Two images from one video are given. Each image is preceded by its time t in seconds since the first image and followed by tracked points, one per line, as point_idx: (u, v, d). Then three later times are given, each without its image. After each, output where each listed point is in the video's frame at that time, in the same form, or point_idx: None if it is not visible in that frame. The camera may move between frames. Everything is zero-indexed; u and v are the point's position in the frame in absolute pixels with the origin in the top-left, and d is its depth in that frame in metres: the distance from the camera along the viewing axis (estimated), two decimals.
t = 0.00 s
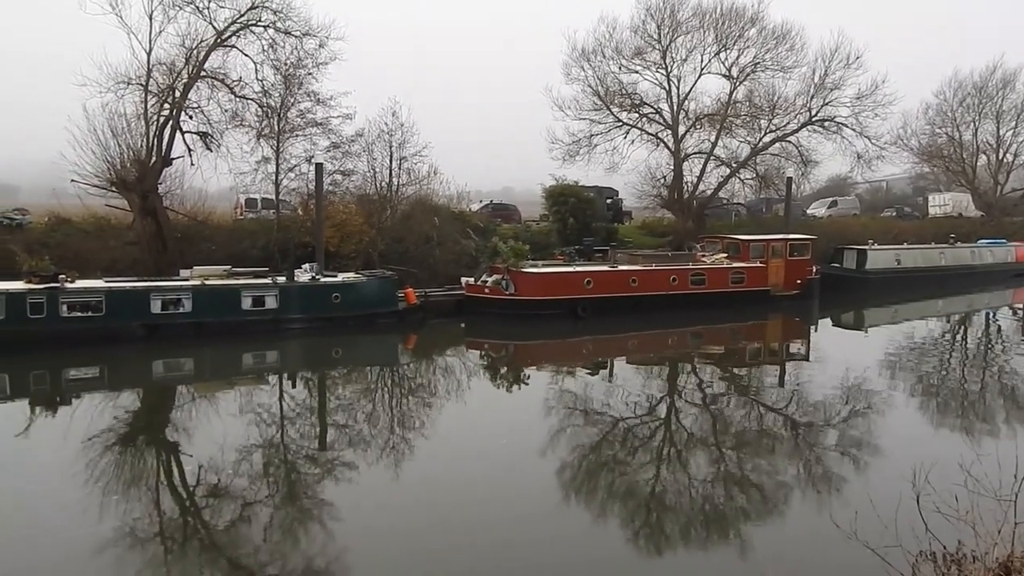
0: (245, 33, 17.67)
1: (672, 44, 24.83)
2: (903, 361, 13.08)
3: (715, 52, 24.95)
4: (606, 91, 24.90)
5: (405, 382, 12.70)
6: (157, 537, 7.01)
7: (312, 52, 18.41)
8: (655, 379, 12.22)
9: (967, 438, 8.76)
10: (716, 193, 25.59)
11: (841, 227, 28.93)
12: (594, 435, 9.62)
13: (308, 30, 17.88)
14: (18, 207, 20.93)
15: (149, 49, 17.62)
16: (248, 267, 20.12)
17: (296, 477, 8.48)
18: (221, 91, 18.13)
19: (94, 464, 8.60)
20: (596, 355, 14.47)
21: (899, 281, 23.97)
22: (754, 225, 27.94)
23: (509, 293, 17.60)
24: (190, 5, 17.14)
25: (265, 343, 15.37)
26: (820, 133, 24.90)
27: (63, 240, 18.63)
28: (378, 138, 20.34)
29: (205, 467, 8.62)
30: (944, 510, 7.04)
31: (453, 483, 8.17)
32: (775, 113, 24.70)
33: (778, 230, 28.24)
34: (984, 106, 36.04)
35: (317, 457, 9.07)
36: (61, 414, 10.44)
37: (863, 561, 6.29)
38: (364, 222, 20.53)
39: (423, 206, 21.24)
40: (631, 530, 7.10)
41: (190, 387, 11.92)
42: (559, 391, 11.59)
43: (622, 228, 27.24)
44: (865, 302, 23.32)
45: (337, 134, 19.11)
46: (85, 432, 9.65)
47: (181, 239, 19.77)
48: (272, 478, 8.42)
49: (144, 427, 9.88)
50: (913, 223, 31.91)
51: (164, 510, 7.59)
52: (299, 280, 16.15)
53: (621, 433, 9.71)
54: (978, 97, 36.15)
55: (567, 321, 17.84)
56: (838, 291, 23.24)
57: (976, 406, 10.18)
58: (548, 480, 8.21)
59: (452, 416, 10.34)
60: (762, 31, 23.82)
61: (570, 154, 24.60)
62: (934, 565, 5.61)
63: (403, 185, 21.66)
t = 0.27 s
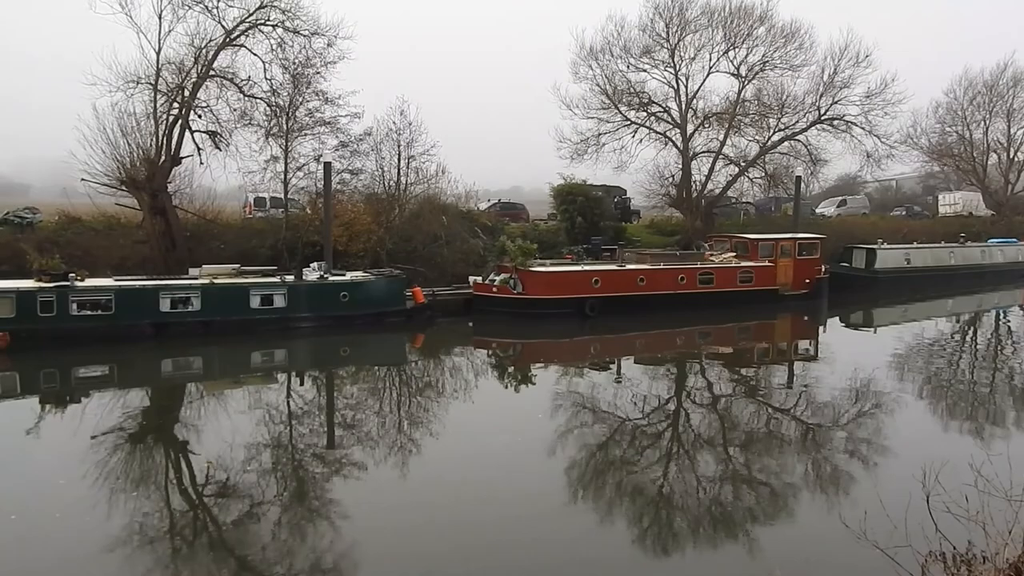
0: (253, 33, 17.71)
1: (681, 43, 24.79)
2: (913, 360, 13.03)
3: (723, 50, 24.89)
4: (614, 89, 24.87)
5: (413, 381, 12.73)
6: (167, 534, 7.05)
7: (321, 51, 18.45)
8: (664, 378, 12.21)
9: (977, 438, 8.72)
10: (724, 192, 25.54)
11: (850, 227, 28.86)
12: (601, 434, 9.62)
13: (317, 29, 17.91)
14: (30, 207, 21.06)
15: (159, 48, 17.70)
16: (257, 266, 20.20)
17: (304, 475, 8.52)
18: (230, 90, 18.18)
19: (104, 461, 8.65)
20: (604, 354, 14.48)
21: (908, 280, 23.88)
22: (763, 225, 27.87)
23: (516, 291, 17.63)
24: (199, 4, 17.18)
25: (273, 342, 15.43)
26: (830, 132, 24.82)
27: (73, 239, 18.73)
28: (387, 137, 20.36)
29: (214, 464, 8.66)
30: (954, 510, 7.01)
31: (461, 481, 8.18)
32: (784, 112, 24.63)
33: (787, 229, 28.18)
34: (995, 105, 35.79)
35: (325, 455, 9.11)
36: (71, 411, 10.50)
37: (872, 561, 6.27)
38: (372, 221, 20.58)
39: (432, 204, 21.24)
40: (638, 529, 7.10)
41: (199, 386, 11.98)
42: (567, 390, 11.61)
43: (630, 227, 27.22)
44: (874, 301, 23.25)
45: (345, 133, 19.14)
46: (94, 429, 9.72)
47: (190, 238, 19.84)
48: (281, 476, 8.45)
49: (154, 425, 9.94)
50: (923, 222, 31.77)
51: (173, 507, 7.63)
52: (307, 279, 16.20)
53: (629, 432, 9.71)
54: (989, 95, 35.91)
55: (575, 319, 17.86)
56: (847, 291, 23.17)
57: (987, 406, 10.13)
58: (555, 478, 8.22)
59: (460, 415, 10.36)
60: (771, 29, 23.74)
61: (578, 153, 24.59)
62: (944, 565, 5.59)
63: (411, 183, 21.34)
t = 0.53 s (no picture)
0: (261, 32, 17.75)
1: (689, 41, 24.74)
2: (924, 360, 12.98)
3: (732, 49, 24.83)
4: (622, 88, 24.83)
5: (421, 380, 12.75)
6: (176, 532, 7.08)
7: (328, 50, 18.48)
8: (673, 377, 12.20)
9: (987, 438, 8.69)
10: (733, 191, 25.48)
11: (859, 226, 28.76)
12: (609, 433, 9.62)
13: (325, 29, 17.94)
14: (40, 206, 21.18)
15: (167, 47, 17.75)
16: (266, 265, 20.26)
17: (312, 473, 8.54)
18: (238, 89, 18.23)
19: (114, 459, 8.69)
20: (612, 353, 14.47)
21: (917, 279, 23.78)
22: (771, 224, 27.80)
23: (524, 290, 17.61)
24: (207, 4, 17.22)
25: (281, 340, 15.47)
26: (838, 130, 24.73)
27: (82, 237, 18.81)
28: (394, 136, 20.38)
29: (223, 462, 8.69)
30: (964, 510, 6.99)
31: (468, 480, 8.19)
32: (792, 110, 24.56)
33: (795, 228, 28.11)
34: (1006, 103, 35.57)
35: (333, 453, 9.14)
36: (80, 410, 10.55)
37: (881, 561, 6.25)
38: (380, 220, 20.61)
39: (439, 203, 21.25)
40: (646, 528, 7.10)
41: (207, 384, 12.02)
42: (574, 389, 11.60)
43: (638, 226, 27.19)
44: (883, 301, 23.17)
45: (353, 133, 19.17)
46: (104, 427, 9.76)
47: (199, 237, 19.90)
48: (289, 474, 8.48)
49: (163, 423, 9.97)
50: (932, 221, 31.62)
51: (181, 506, 7.65)
52: (315, 278, 16.24)
53: (637, 431, 9.70)
54: (999, 93, 35.69)
55: (582, 318, 17.86)
56: (855, 290, 23.09)
57: (998, 406, 10.08)
58: (563, 477, 8.22)
59: (468, 414, 10.36)
60: (779, 27, 23.67)
61: (585, 152, 24.57)
62: (954, 565, 5.57)
63: (418, 182, 21.35)
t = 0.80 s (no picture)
0: (269, 32, 17.78)
1: (696, 40, 24.70)
2: (933, 360, 12.93)
3: (739, 48, 24.78)
4: (629, 87, 24.81)
5: (427, 379, 12.76)
6: (184, 530, 7.09)
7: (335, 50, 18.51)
8: (681, 376, 12.19)
9: (997, 439, 8.66)
10: (740, 190, 25.44)
11: (867, 225, 28.69)
12: (616, 433, 9.61)
13: (332, 28, 17.96)
14: (48, 205, 21.27)
15: (175, 47, 17.80)
16: (273, 264, 20.30)
17: (319, 472, 8.56)
18: (245, 89, 18.27)
19: (122, 458, 8.72)
20: (619, 353, 14.45)
21: (926, 278, 23.69)
22: (778, 224, 27.74)
23: (531, 290, 17.62)
24: (215, 4, 17.26)
25: (287, 339, 15.50)
26: (846, 129, 24.66)
27: (91, 237, 18.88)
28: (401, 135, 20.41)
29: (230, 461, 8.71)
30: (974, 511, 6.96)
31: (475, 479, 8.20)
32: (800, 109, 24.51)
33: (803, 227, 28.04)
34: (1015, 101, 35.41)
35: (340, 452, 9.16)
36: (89, 408, 10.58)
37: (890, 562, 6.23)
38: (387, 219, 20.65)
39: (446, 203, 21.25)
40: (653, 527, 7.09)
41: (215, 383, 12.05)
42: (581, 388, 11.60)
43: (645, 225, 27.15)
44: (891, 300, 23.10)
45: (360, 132, 19.19)
46: (112, 425, 9.80)
47: (207, 236, 19.95)
48: (296, 473, 8.50)
49: (171, 422, 10.00)
50: (941, 220, 31.50)
51: (189, 504, 7.67)
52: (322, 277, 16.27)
53: (643, 431, 9.69)
54: (1009, 92, 35.54)
55: (589, 317, 17.85)
56: (863, 290, 23.03)
57: (1008, 407, 10.04)
58: (569, 476, 8.22)
59: (475, 413, 10.37)
60: (787, 26, 23.61)
61: (592, 151, 24.56)
62: (964, 566, 5.55)
63: (425, 181, 21.48)
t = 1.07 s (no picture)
0: (278, 31, 17.82)
1: (706, 39, 24.65)
2: (945, 359, 12.86)
3: (749, 46, 24.71)
4: (638, 86, 24.77)
5: (436, 378, 12.78)
6: (194, 528, 7.11)
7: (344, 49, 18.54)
8: (691, 376, 12.17)
9: (1009, 440, 8.61)
10: (750, 189, 25.37)
11: (877, 224, 28.58)
12: (625, 432, 9.60)
13: (341, 28, 17.99)
14: (60, 204, 21.39)
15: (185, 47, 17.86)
16: (283, 263, 20.36)
17: (328, 471, 8.58)
18: (255, 88, 18.33)
19: (133, 456, 8.75)
20: (628, 352, 14.43)
21: (937, 277, 23.58)
22: (787, 223, 27.67)
23: (540, 289, 17.62)
24: (225, 3, 17.30)
25: (296, 339, 15.53)
26: (857, 127, 24.57)
27: (101, 236, 18.98)
28: (410, 135, 20.43)
29: (240, 460, 8.74)
30: (986, 511, 6.92)
31: (483, 478, 8.21)
32: (810, 108, 24.44)
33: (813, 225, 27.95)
34: None
35: (349, 451, 9.18)
36: (100, 407, 10.64)
37: (902, 563, 6.19)
38: (395, 219, 20.70)
39: (455, 202, 21.27)
40: (662, 527, 7.07)
41: (225, 382, 12.10)
42: (590, 387, 11.60)
43: (654, 224, 27.11)
44: (901, 299, 23.01)
45: (369, 131, 19.23)
46: (123, 424, 9.84)
47: (216, 235, 20.03)
48: (305, 471, 8.52)
49: (181, 421, 10.04)
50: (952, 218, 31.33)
51: (199, 502, 7.70)
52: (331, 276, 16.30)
53: (652, 430, 9.68)
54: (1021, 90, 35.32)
55: (597, 317, 17.84)
56: (873, 289, 22.94)
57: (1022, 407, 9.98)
58: (578, 475, 8.22)
59: (483, 412, 10.38)
60: (797, 24, 23.54)
61: (601, 150, 24.54)
62: (976, 566, 5.52)
63: (434, 180, 21.55)
